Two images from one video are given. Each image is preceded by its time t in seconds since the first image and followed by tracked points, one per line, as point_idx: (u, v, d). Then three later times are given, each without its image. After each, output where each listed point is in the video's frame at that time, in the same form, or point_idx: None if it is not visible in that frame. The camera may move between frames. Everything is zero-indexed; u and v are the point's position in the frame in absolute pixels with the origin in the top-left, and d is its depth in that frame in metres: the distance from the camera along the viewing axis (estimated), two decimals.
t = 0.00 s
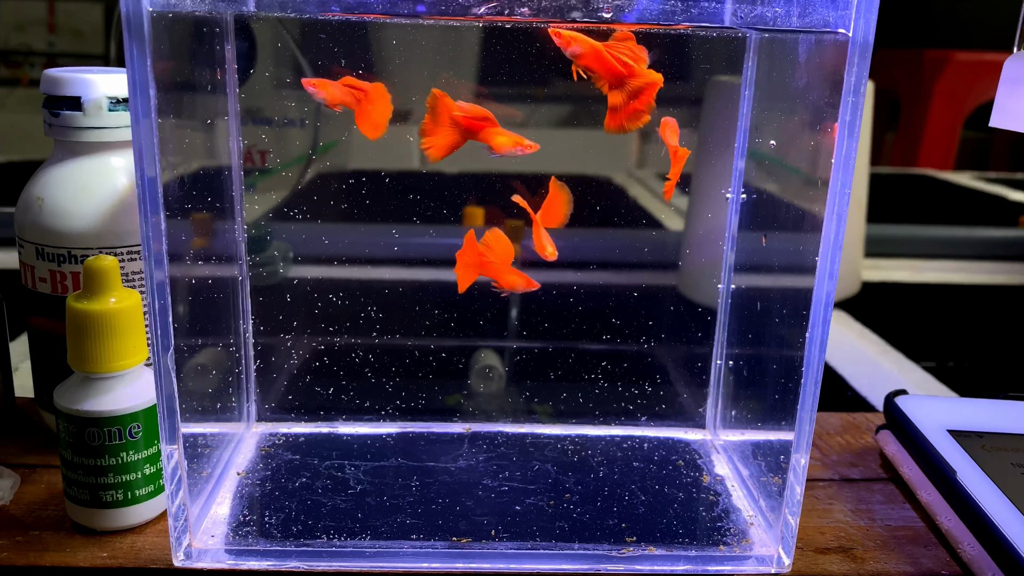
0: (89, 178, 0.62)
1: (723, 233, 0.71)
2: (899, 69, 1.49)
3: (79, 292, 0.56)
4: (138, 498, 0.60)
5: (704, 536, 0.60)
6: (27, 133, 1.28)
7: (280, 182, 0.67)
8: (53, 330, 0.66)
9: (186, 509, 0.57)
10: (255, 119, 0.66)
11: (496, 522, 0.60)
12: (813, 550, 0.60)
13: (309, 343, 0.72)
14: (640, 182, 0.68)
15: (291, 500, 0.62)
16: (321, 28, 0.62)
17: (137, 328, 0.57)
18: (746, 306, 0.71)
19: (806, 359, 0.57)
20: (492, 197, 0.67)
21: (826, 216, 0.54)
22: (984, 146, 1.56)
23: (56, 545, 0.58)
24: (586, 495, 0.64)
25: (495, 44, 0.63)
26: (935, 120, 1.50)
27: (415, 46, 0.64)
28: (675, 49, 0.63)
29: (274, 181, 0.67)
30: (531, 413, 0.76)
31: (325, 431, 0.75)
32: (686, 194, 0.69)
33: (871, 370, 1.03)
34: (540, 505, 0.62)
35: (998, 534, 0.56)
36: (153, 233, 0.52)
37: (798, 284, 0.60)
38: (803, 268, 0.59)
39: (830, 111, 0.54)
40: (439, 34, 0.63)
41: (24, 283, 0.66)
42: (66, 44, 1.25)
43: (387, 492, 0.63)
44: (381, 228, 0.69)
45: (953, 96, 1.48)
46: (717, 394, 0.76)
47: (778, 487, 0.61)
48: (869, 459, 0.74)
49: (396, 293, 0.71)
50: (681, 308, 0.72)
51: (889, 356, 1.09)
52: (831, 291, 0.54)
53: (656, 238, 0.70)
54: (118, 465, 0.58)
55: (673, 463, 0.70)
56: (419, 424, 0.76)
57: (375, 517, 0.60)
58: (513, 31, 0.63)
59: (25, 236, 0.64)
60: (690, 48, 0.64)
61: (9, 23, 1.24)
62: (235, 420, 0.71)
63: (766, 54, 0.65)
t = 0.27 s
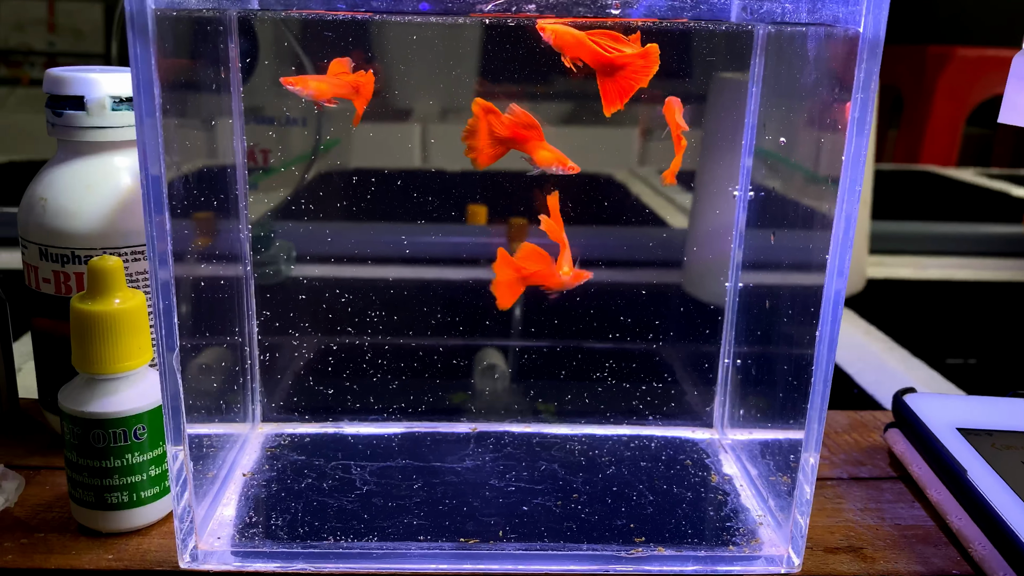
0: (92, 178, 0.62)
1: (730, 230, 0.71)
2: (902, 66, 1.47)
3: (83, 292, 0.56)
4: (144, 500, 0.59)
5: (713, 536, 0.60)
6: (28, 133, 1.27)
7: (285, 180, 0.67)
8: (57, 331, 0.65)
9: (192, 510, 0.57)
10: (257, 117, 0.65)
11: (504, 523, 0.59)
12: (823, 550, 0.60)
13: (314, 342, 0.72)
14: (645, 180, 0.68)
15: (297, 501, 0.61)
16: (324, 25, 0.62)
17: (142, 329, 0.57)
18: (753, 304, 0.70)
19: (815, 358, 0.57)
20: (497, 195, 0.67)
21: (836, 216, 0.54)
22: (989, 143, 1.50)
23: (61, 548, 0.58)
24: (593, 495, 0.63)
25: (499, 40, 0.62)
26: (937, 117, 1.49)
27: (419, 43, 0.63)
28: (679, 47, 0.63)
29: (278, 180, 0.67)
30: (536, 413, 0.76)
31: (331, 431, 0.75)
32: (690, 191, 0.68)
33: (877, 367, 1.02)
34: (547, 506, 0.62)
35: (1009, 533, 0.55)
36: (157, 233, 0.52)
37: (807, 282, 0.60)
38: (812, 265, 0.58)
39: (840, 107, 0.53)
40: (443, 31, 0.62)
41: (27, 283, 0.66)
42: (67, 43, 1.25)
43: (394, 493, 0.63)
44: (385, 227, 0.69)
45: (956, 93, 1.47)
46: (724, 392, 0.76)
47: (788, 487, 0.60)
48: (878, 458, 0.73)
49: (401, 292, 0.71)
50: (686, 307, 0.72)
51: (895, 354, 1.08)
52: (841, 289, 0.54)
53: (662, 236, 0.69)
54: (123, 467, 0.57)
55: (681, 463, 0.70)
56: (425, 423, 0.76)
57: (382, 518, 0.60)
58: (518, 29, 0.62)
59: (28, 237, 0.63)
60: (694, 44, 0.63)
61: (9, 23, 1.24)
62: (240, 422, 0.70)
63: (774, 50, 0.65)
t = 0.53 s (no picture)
0: (93, 180, 0.62)
1: (730, 230, 0.71)
2: (903, 64, 1.48)
3: (84, 295, 0.56)
4: (145, 502, 0.59)
5: (714, 537, 0.60)
6: (29, 133, 1.28)
7: (285, 181, 0.67)
8: (59, 333, 0.65)
9: (193, 512, 0.57)
10: (257, 117, 0.65)
11: (504, 524, 0.60)
12: (823, 550, 0.60)
13: (315, 343, 0.72)
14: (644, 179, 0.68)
15: (298, 503, 0.61)
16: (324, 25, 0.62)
17: (142, 331, 0.57)
18: (754, 305, 0.70)
19: (815, 358, 0.57)
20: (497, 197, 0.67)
21: (836, 216, 0.54)
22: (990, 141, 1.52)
23: (63, 550, 0.58)
24: (594, 496, 0.63)
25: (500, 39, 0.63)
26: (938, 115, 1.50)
27: (418, 43, 0.63)
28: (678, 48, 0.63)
29: (279, 181, 0.67)
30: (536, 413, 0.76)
31: (332, 432, 0.75)
32: (690, 191, 0.68)
33: (877, 366, 1.02)
34: (548, 507, 0.62)
35: (1009, 533, 0.55)
36: (158, 234, 0.52)
37: (806, 282, 0.60)
38: (812, 266, 0.58)
39: (840, 109, 0.53)
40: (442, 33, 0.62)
41: (29, 286, 0.66)
42: (67, 43, 1.25)
43: (395, 494, 0.63)
44: (385, 228, 0.69)
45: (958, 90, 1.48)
46: (724, 392, 0.76)
47: (788, 487, 0.60)
48: (878, 458, 0.73)
49: (401, 293, 0.71)
50: (686, 307, 0.72)
51: (895, 353, 1.08)
52: (840, 289, 0.54)
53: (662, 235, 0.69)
54: (125, 469, 0.58)
55: (681, 463, 0.70)
56: (426, 424, 0.76)
57: (383, 519, 0.60)
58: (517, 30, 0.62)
59: (29, 239, 0.63)
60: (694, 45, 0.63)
61: (9, 23, 1.24)
62: (241, 423, 0.70)
63: (774, 50, 0.65)
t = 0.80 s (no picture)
0: (86, 186, 0.62)
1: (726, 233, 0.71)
2: (901, 64, 1.47)
3: (77, 301, 0.56)
4: (139, 509, 0.59)
5: (709, 543, 0.60)
6: (26, 135, 1.28)
7: (278, 185, 0.66)
8: (52, 338, 0.65)
9: (186, 519, 0.57)
10: (254, 120, 0.64)
11: (499, 530, 0.59)
12: (819, 556, 0.60)
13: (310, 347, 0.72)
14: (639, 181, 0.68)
15: (292, 509, 0.61)
16: (320, 29, 0.62)
17: (135, 338, 0.57)
18: (748, 310, 0.70)
19: (811, 363, 0.57)
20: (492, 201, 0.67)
21: (831, 216, 0.53)
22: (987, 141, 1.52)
23: (56, 557, 0.57)
24: (589, 502, 0.63)
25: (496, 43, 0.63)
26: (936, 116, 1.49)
27: (412, 48, 0.63)
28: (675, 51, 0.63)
29: (271, 184, 0.66)
30: (534, 417, 0.76)
31: (326, 437, 0.74)
32: (687, 192, 0.68)
33: (875, 369, 1.02)
34: (543, 513, 0.62)
35: (1005, 539, 0.55)
36: (150, 238, 0.51)
37: (801, 287, 0.59)
38: (807, 270, 0.58)
39: (834, 114, 0.53)
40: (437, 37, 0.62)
41: (21, 291, 0.65)
42: (65, 44, 1.25)
43: (389, 500, 0.63)
44: (382, 230, 0.69)
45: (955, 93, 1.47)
46: (720, 397, 0.76)
47: (784, 493, 0.60)
48: (874, 463, 0.73)
49: (396, 297, 0.71)
50: (681, 311, 0.72)
51: (893, 356, 1.08)
52: (836, 291, 0.53)
53: (658, 236, 0.68)
54: (118, 476, 0.57)
55: (677, 469, 0.69)
56: (421, 430, 0.75)
57: (378, 526, 0.60)
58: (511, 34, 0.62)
59: (22, 245, 0.63)
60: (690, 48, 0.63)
61: (9, 25, 1.24)
62: (235, 428, 0.70)
63: (769, 55, 0.64)
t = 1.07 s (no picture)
0: (88, 193, 0.62)
1: (727, 239, 0.71)
2: (901, 69, 1.48)
3: (78, 309, 0.56)
4: (139, 516, 0.59)
5: (711, 552, 0.59)
6: (26, 140, 1.28)
7: (280, 191, 0.66)
8: (53, 345, 0.65)
9: (187, 527, 0.57)
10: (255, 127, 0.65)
11: (501, 539, 0.59)
12: (821, 565, 0.60)
13: (310, 353, 0.71)
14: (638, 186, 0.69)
15: (293, 517, 0.61)
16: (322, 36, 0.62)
17: (136, 345, 0.57)
18: (749, 317, 0.69)
19: (813, 371, 0.57)
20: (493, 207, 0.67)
21: (834, 221, 0.53)
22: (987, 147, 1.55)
23: (56, 565, 0.57)
24: (591, 510, 0.63)
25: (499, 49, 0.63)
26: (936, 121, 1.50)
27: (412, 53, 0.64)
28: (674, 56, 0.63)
29: (272, 190, 0.66)
30: (536, 425, 0.75)
31: (327, 445, 0.74)
32: (687, 198, 0.68)
33: (875, 376, 1.02)
34: (545, 521, 0.61)
35: (1007, 547, 0.55)
36: (151, 244, 0.51)
37: (803, 296, 0.59)
38: (809, 278, 0.58)
39: (836, 123, 0.53)
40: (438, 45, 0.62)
41: (22, 299, 0.65)
42: (66, 49, 1.25)
43: (391, 509, 0.62)
44: (383, 236, 0.69)
45: (955, 97, 1.48)
46: (722, 404, 0.75)
47: (786, 501, 0.60)
48: (875, 471, 0.73)
49: (399, 303, 0.71)
50: (682, 319, 0.71)
51: (893, 363, 1.08)
52: (837, 298, 0.54)
53: (660, 241, 0.69)
54: (118, 484, 0.57)
55: (679, 477, 0.69)
56: (422, 437, 0.75)
57: (379, 534, 0.59)
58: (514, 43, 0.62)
59: (24, 252, 0.63)
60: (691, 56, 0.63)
61: (9, 28, 1.25)
62: (236, 435, 0.70)
63: (770, 64, 0.64)
